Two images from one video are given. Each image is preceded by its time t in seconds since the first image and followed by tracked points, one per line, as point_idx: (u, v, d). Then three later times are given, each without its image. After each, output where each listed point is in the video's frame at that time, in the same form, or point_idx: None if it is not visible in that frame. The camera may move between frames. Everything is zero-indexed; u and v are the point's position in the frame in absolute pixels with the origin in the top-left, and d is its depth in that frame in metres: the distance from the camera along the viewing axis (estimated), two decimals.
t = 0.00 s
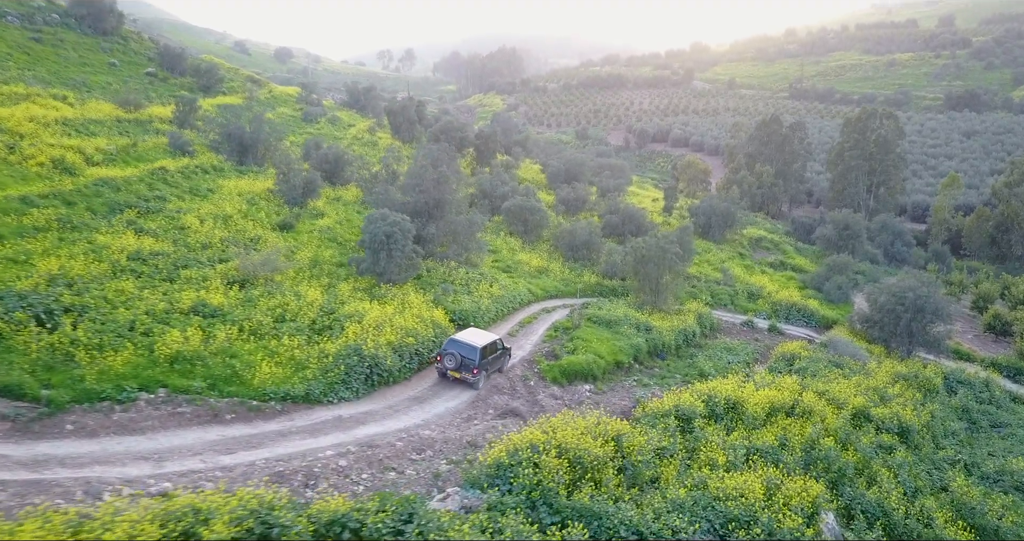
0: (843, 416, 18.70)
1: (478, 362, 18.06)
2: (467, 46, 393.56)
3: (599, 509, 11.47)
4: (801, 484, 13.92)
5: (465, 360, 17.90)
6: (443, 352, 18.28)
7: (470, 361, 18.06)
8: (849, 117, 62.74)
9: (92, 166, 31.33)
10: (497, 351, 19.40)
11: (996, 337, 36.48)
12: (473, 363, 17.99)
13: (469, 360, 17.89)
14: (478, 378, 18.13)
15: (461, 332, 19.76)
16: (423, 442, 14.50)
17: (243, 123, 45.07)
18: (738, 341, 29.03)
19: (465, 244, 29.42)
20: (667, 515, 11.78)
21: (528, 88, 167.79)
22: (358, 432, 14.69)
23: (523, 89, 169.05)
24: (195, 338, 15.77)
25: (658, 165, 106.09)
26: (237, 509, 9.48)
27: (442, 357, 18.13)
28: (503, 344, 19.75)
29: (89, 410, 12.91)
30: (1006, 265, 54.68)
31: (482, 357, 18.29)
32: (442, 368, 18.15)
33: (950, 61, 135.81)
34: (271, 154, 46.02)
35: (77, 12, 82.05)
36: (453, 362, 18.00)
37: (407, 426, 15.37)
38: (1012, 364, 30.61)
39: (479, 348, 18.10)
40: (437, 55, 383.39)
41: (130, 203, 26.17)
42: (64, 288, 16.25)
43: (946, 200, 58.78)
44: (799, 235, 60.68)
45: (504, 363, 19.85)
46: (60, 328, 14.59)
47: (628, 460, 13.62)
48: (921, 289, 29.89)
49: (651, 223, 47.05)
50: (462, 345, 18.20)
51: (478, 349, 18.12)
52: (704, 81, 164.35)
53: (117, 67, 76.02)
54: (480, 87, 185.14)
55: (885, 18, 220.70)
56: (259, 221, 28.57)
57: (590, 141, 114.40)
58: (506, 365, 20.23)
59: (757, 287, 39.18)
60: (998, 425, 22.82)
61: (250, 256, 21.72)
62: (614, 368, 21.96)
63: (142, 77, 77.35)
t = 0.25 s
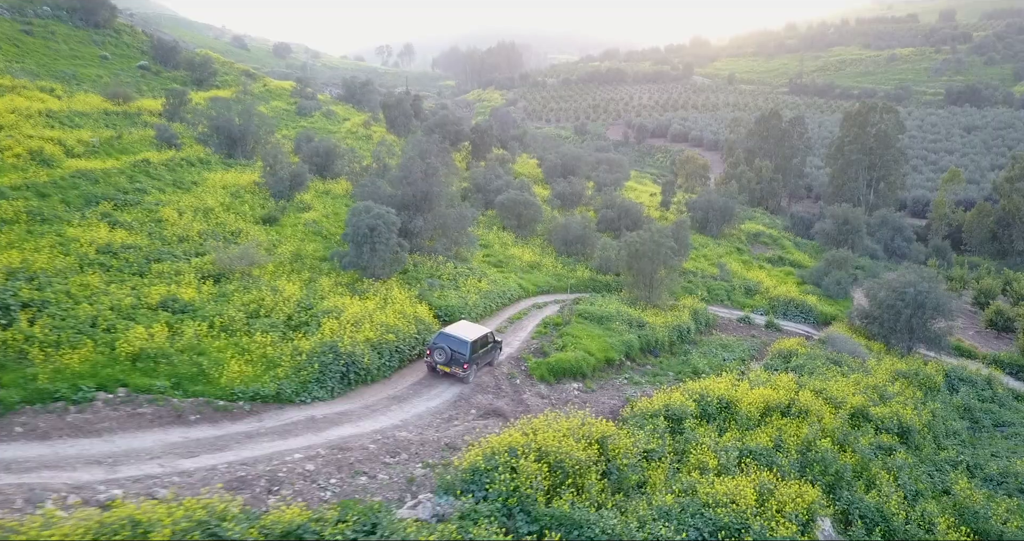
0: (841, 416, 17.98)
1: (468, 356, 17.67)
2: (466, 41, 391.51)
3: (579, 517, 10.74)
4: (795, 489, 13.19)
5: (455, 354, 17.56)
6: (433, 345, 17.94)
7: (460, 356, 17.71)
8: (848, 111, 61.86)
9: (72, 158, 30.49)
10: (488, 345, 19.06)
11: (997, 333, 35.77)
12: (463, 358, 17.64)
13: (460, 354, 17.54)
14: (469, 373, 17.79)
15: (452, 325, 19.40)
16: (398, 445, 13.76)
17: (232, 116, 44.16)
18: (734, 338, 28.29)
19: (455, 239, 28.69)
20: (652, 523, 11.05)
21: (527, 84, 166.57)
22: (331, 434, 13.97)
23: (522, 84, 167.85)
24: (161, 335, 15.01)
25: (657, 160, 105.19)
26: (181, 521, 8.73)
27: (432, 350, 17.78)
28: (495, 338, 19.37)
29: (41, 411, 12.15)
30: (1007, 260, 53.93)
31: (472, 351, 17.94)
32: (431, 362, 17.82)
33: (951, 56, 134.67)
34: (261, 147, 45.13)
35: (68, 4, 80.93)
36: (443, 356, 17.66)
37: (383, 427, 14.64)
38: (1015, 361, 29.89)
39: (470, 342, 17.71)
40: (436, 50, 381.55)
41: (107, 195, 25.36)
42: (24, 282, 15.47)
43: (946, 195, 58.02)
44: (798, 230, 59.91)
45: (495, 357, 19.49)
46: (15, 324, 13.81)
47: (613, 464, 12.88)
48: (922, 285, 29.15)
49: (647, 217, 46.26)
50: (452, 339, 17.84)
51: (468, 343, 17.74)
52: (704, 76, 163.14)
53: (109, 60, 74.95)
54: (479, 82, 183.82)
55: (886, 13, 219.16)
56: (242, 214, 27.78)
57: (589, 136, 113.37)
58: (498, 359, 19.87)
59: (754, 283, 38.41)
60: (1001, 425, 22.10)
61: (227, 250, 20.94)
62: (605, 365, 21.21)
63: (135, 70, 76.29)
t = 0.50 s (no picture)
0: (839, 416, 17.12)
1: (455, 348, 17.27)
2: (465, 36, 389.32)
3: (553, 529, 9.86)
4: (791, 496, 12.30)
5: (441, 347, 17.14)
6: (420, 337, 17.51)
7: (447, 348, 17.27)
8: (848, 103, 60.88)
9: (47, 148, 29.48)
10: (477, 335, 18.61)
11: (1000, 329, 34.93)
12: (450, 350, 17.22)
13: (446, 347, 17.13)
14: (456, 365, 17.38)
15: (440, 316, 18.95)
16: (366, 448, 12.87)
17: (218, 106, 43.05)
18: (730, 333, 27.43)
19: (442, 232, 27.83)
20: (634, 535, 10.17)
21: (526, 78, 165.15)
22: (296, 436, 13.12)
23: (520, 78, 166.42)
24: (116, 332, 14.08)
25: (655, 154, 104.08)
26: None
27: (418, 343, 17.34)
28: (484, 329, 18.91)
29: None
30: (1009, 255, 53.04)
31: (460, 343, 17.50)
32: (417, 355, 17.38)
33: (951, 49, 133.41)
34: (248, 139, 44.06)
35: None
36: (429, 348, 17.24)
37: (352, 429, 13.79)
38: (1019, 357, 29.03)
39: (457, 334, 17.25)
40: (435, 45, 379.64)
41: (79, 186, 24.38)
42: None
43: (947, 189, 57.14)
44: (797, 224, 59.00)
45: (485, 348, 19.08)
46: None
47: (594, 470, 12.01)
48: (924, 279, 28.29)
49: (643, 211, 45.35)
50: (439, 331, 17.41)
51: (455, 335, 17.29)
52: (703, 70, 161.78)
53: (99, 52, 73.65)
54: (477, 77, 182.31)
55: (887, 7, 217.36)
56: (221, 206, 26.83)
57: (587, 130, 112.21)
58: (487, 350, 19.49)
59: (751, 277, 37.54)
60: (1006, 424, 21.25)
61: (198, 243, 20.02)
62: (593, 362, 20.36)
63: (125, 62, 75.05)
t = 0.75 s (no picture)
0: (839, 416, 16.34)
1: (444, 340, 16.83)
2: (464, 31, 387.08)
3: None
4: (786, 504, 11.53)
5: (429, 339, 16.69)
6: (407, 330, 17.05)
7: (435, 341, 16.83)
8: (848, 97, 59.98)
9: (23, 139, 28.54)
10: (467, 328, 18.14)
11: (1002, 325, 34.16)
12: (439, 343, 16.77)
13: (434, 339, 16.69)
14: (445, 358, 16.93)
15: (429, 308, 18.49)
16: (333, 453, 12.06)
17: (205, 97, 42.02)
18: (727, 330, 26.63)
19: (430, 225, 27.02)
20: None
21: (524, 73, 163.79)
22: (261, 439, 12.31)
23: (519, 73, 165.22)
24: (71, 330, 13.25)
25: (654, 149, 103.02)
26: None
27: (405, 336, 16.86)
28: (473, 321, 18.44)
29: None
30: (1011, 250, 52.22)
31: (449, 335, 17.06)
32: (405, 348, 16.91)
33: (952, 44, 132.29)
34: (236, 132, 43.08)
35: None
36: (417, 341, 16.78)
37: (322, 432, 13.00)
38: None
39: (444, 327, 16.80)
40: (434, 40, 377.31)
41: (51, 177, 23.47)
42: None
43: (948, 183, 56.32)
44: (796, 219, 58.17)
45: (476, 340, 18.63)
46: None
47: (576, 476, 11.21)
48: (927, 274, 27.46)
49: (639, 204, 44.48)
50: (426, 323, 16.95)
51: (443, 327, 16.86)
52: (703, 65, 160.54)
53: (89, 44, 72.39)
54: (475, 72, 180.77)
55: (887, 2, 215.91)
56: (201, 199, 25.94)
57: (585, 125, 111.16)
58: (478, 343, 19.03)
59: (749, 272, 36.70)
60: (1011, 424, 20.49)
61: (170, 236, 19.17)
62: (583, 359, 19.57)
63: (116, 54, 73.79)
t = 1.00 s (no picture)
0: (839, 418, 15.41)
1: (429, 332, 16.30)
2: (463, 26, 384.47)
3: None
4: (782, 517, 10.56)
5: (414, 332, 16.15)
6: (390, 325, 16.47)
7: (421, 334, 16.28)
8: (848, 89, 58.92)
9: None
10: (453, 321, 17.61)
11: (1007, 322, 33.21)
12: (424, 335, 16.23)
13: (420, 332, 16.14)
14: (433, 350, 16.36)
15: (412, 303, 17.93)
16: (290, 461, 11.09)
17: (189, 88, 40.84)
18: (723, 326, 25.67)
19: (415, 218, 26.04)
20: None
21: (523, 67, 162.16)
22: (212, 447, 11.34)
23: (518, 67, 163.52)
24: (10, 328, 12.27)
25: (653, 144, 101.77)
26: None
27: (389, 331, 16.26)
28: (459, 314, 17.92)
29: None
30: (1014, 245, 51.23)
31: (434, 327, 16.53)
32: (389, 343, 16.30)
33: (954, 38, 130.89)
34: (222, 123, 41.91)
35: None
36: (402, 335, 16.20)
37: (282, 438, 12.05)
38: None
39: (429, 318, 16.29)
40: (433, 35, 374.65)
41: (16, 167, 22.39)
42: None
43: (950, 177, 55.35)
44: (796, 214, 57.15)
45: (462, 333, 18.10)
46: None
47: (552, 487, 10.25)
48: (929, 268, 26.50)
49: (635, 198, 43.47)
50: (410, 316, 16.43)
51: (427, 319, 16.33)
52: (702, 59, 159.02)
53: (77, 35, 70.93)
54: (474, 67, 179.03)
55: None
56: (175, 191, 24.89)
57: (584, 119, 109.83)
58: (465, 337, 18.46)
59: (746, 267, 35.67)
60: (1019, 425, 19.56)
61: (134, 229, 18.15)
62: (571, 357, 18.65)
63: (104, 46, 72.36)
